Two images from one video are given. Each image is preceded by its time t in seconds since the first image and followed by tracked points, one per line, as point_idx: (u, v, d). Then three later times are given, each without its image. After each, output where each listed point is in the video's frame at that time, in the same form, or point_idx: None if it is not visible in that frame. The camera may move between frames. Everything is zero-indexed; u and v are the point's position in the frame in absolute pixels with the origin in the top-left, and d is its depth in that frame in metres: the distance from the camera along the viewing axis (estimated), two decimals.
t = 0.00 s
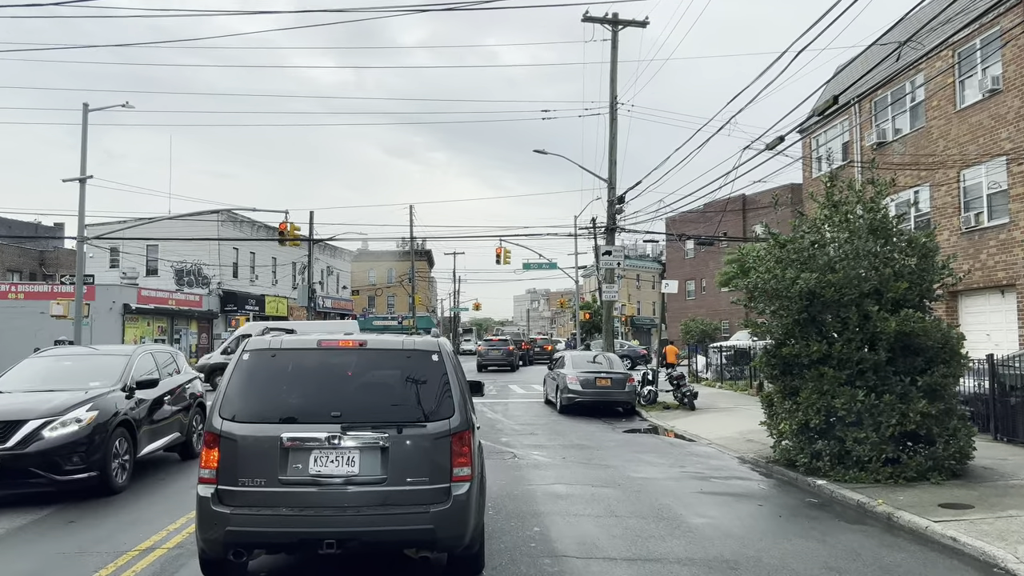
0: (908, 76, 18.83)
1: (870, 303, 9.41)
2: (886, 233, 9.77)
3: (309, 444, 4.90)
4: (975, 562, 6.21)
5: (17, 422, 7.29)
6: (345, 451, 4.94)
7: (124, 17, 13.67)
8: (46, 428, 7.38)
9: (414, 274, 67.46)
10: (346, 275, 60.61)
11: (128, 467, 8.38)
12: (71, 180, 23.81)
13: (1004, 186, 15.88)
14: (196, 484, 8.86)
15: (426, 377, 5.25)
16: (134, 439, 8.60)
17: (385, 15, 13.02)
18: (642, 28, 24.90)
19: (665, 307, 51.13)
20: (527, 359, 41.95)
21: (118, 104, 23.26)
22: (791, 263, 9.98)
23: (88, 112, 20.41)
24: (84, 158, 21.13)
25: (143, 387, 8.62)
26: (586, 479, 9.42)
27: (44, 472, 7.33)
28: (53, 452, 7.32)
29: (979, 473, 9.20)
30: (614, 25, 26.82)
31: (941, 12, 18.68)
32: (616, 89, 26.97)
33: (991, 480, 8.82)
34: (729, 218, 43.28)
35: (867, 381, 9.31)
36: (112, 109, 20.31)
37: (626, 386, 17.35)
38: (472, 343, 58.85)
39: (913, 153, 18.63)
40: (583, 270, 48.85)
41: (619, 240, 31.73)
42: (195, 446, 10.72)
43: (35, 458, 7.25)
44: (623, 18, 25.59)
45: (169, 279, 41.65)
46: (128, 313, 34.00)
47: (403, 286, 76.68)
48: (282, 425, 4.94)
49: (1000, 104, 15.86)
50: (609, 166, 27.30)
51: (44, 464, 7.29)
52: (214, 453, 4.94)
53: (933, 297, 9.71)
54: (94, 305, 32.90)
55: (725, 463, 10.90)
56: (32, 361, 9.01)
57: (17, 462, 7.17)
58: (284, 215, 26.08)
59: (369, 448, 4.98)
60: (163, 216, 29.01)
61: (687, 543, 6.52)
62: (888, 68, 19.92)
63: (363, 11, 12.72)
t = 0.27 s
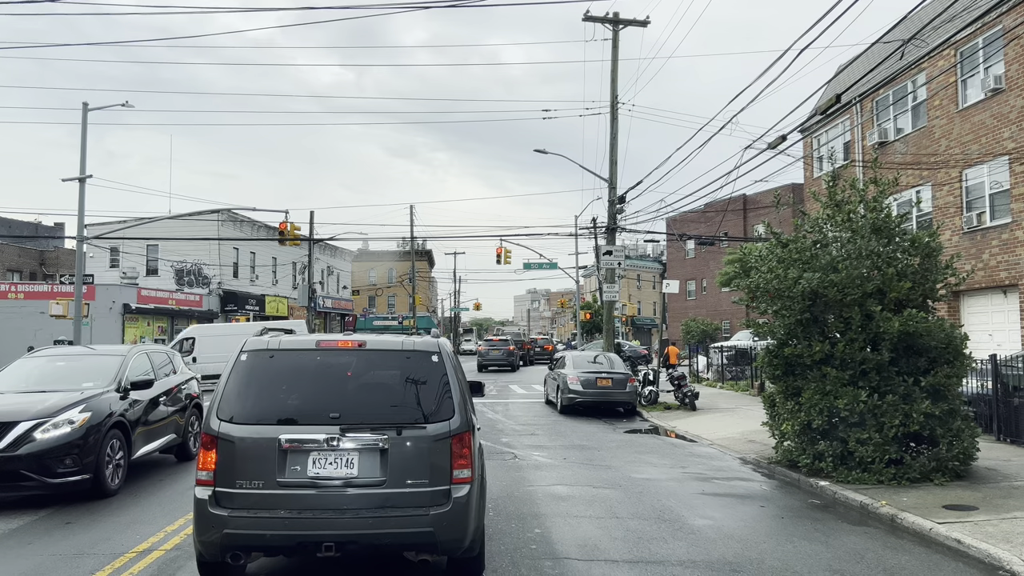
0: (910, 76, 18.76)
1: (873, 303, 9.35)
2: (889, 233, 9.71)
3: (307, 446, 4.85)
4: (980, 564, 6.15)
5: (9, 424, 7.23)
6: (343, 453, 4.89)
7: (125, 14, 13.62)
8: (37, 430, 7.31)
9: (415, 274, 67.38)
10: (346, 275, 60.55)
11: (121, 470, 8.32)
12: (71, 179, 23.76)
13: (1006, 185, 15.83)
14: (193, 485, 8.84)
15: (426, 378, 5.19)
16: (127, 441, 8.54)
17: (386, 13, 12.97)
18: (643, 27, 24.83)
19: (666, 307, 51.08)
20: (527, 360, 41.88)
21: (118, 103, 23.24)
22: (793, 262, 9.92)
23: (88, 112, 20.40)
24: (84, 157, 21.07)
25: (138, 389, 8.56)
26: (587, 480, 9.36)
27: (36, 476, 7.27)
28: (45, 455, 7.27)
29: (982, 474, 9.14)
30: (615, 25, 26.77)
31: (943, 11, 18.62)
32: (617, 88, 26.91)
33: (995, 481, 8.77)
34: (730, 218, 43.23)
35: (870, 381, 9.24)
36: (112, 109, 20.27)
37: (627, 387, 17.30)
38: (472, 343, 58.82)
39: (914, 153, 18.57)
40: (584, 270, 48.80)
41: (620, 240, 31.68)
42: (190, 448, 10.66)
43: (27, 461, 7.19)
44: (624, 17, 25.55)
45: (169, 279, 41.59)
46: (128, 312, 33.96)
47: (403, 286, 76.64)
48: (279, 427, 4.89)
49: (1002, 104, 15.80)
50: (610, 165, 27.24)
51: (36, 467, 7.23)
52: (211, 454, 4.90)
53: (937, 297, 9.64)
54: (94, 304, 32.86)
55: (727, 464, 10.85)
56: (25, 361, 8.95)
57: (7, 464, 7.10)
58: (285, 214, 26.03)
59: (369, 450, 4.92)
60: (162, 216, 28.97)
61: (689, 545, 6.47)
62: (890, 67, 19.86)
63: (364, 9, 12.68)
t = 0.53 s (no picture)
0: (911, 75, 18.74)
1: (875, 303, 9.32)
2: (890, 232, 9.69)
3: (306, 446, 4.83)
4: (982, 566, 6.12)
5: (7, 425, 7.21)
6: (343, 453, 4.86)
7: (123, 14, 13.59)
8: (35, 431, 7.29)
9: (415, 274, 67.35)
10: (347, 274, 60.60)
11: (119, 471, 8.30)
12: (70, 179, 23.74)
13: (1007, 185, 15.80)
14: (193, 485, 8.83)
15: (427, 378, 5.17)
16: (126, 442, 8.53)
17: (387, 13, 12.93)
18: (643, 27, 24.82)
19: (666, 307, 51.07)
20: (528, 360, 41.87)
21: (119, 103, 23.24)
22: (795, 262, 9.90)
23: (89, 112, 20.41)
24: (84, 157, 21.07)
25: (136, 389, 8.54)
26: (588, 480, 9.34)
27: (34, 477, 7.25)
28: (42, 456, 7.25)
29: (985, 475, 9.12)
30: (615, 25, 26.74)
31: (945, 10, 18.59)
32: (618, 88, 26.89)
33: (997, 481, 8.74)
34: (731, 218, 43.21)
35: (872, 381, 9.22)
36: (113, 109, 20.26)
37: (627, 387, 17.27)
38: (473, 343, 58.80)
39: (916, 152, 18.54)
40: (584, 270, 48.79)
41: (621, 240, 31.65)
42: (190, 448, 10.65)
43: (25, 462, 7.17)
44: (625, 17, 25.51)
45: (169, 279, 41.57)
46: (128, 312, 33.96)
47: (404, 286, 76.64)
48: (279, 427, 4.87)
49: (1004, 103, 15.77)
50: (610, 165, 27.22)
51: (34, 468, 7.21)
52: (211, 454, 4.87)
53: (939, 298, 9.62)
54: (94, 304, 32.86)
55: (728, 464, 10.83)
56: (24, 361, 8.94)
57: (5, 465, 7.09)
58: (286, 214, 26.02)
59: (369, 451, 4.90)
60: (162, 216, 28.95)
61: (690, 546, 6.44)
62: (891, 67, 19.83)
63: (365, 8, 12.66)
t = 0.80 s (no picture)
0: (912, 75, 18.75)
1: (875, 303, 9.31)
2: (891, 233, 9.69)
3: (307, 445, 4.83)
4: (982, 566, 6.11)
5: (7, 424, 7.21)
6: (344, 452, 4.86)
7: (124, 14, 13.58)
8: (35, 430, 7.29)
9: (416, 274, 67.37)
10: (347, 274, 60.63)
11: (119, 471, 8.30)
12: (71, 179, 23.73)
13: (1008, 185, 15.80)
14: (193, 485, 8.83)
15: (427, 377, 5.17)
16: (126, 442, 8.53)
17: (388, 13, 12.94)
18: (643, 27, 24.81)
19: (666, 307, 51.08)
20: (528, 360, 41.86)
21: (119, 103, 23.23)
22: (795, 262, 9.89)
23: (89, 112, 20.41)
24: (84, 156, 21.04)
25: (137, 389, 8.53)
26: (588, 480, 9.34)
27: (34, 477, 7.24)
28: (42, 455, 7.24)
29: (985, 475, 9.11)
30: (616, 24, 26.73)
31: (945, 10, 18.59)
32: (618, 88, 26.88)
33: (998, 481, 8.74)
34: (731, 218, 43.22)
35: (872, 381, 9.21)
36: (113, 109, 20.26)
37: (627, 387, 17.26)
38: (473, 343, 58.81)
39: (916, 152, 18.54)
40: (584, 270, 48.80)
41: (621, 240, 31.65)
42: (190, 448, 10.64)
43: (25, 461, 7.16)
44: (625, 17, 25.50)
45: (169, 279, 41.55)
46: (128, 312, 33.96)
47: (404, 286, 76.64)
48: (280, 426, 4.86)
49: (1005, 103, 15.77)
50: (610, 165, 27.22)
51: (34, 468, 7.21)
52: (212, 453, 4.87)
53: (940, 298, 9.62)
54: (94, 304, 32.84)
55: (729, 465, 10.82)
56: (24, 361, 8.93)
57: (5, 465, 7.09)
58: (286, 214, 26.01)
59: (369, 449, 4.90)
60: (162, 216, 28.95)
61: (690, 546, 6.43)
62: (891, 67, 19.83)
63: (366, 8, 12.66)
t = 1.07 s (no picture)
0: (912, 75, 18.76)
1: (875, 303, 9.31)
2: (890, 233, 9.70)
3: (307, 444, 4.83)
4: (982, 566, 6.12)
5: (8, 424, 7.21)
6: (343, 452, 4.86)
7: (124, 14, 13.59)
8: (35, 430, 7.30)
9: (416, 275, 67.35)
10: (347, 274, 60.64)
11: (119, 471, 8.31)
12: (71, 179, 23.76)
13: (1007, 186, 15.82)
14: (194, 485, 8.84)
15: (427, 378, 5.17)
16: (126, 442, 8.53)
17: (388, 12, 12.95)
18: (644, 27, 24.81)
19: (666, 308, 51.13)
20: (528, 360, 41.88)
21: (120, 103, 23.24)
22: (795, 263, 9.90)
23: (89, 112, 20.44)
24: (84, 156, 21.03)
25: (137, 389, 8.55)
26: (588, 480, 9.35)
27: (33, 477, 7.24)
28: (42, 454, 7.25)
29: (985, 475, 9.12)
30: (616, 25, 26.74)
31: (945, 10, 18.60)
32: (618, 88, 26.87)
33: (998, 482, 8.74)
34: (731, 219, 43.24)
35: (871, 381, 9.22)
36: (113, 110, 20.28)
37: (627, 387, 17.25)
38: (473, 343, 58.82)
39: (916, 153, 18.54)
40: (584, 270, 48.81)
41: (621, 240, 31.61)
42: (190, 448, 10.64)
43: (25, 460, 7.17)
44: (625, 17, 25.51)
45: (170, 279, 41.55)
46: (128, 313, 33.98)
47: (404, 287, 76.65)
48: (281, 425, 4.87)
49: (1005, 104, 15.77)
50: (610, 166, 27.21)
51: (34, 467, 7.21)
52: (212, 453, 4.87)
53: (940, 298, 9.62)
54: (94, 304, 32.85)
55: (729, 465, 10.83)
56: (24, 361, 8.93)
57: (5, 464, 7.09)
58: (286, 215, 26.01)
59: (369, 450, 4.90)
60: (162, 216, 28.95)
61: (691, 547, 6.44)
62: (891, 67, 19.84)
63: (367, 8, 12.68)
